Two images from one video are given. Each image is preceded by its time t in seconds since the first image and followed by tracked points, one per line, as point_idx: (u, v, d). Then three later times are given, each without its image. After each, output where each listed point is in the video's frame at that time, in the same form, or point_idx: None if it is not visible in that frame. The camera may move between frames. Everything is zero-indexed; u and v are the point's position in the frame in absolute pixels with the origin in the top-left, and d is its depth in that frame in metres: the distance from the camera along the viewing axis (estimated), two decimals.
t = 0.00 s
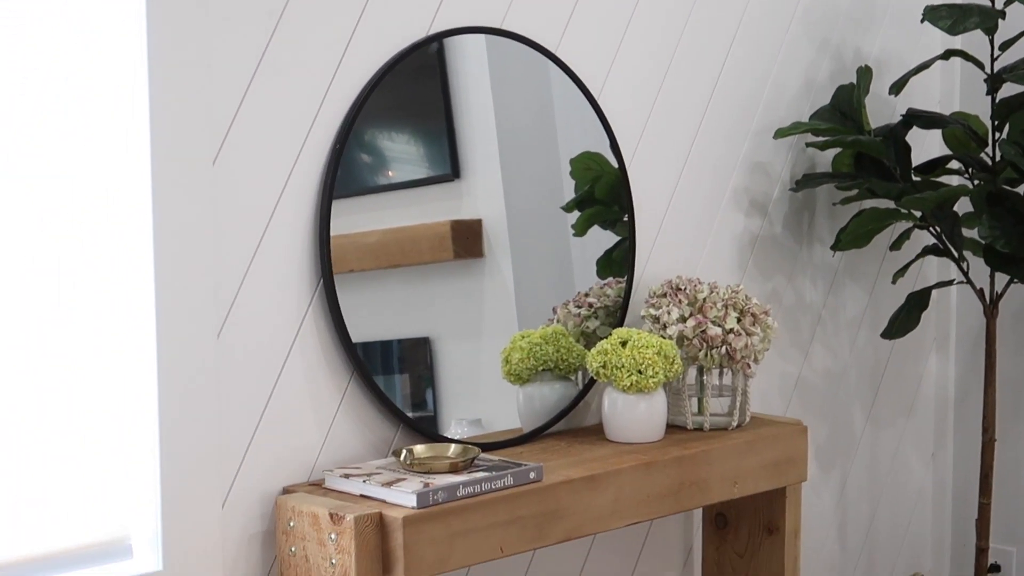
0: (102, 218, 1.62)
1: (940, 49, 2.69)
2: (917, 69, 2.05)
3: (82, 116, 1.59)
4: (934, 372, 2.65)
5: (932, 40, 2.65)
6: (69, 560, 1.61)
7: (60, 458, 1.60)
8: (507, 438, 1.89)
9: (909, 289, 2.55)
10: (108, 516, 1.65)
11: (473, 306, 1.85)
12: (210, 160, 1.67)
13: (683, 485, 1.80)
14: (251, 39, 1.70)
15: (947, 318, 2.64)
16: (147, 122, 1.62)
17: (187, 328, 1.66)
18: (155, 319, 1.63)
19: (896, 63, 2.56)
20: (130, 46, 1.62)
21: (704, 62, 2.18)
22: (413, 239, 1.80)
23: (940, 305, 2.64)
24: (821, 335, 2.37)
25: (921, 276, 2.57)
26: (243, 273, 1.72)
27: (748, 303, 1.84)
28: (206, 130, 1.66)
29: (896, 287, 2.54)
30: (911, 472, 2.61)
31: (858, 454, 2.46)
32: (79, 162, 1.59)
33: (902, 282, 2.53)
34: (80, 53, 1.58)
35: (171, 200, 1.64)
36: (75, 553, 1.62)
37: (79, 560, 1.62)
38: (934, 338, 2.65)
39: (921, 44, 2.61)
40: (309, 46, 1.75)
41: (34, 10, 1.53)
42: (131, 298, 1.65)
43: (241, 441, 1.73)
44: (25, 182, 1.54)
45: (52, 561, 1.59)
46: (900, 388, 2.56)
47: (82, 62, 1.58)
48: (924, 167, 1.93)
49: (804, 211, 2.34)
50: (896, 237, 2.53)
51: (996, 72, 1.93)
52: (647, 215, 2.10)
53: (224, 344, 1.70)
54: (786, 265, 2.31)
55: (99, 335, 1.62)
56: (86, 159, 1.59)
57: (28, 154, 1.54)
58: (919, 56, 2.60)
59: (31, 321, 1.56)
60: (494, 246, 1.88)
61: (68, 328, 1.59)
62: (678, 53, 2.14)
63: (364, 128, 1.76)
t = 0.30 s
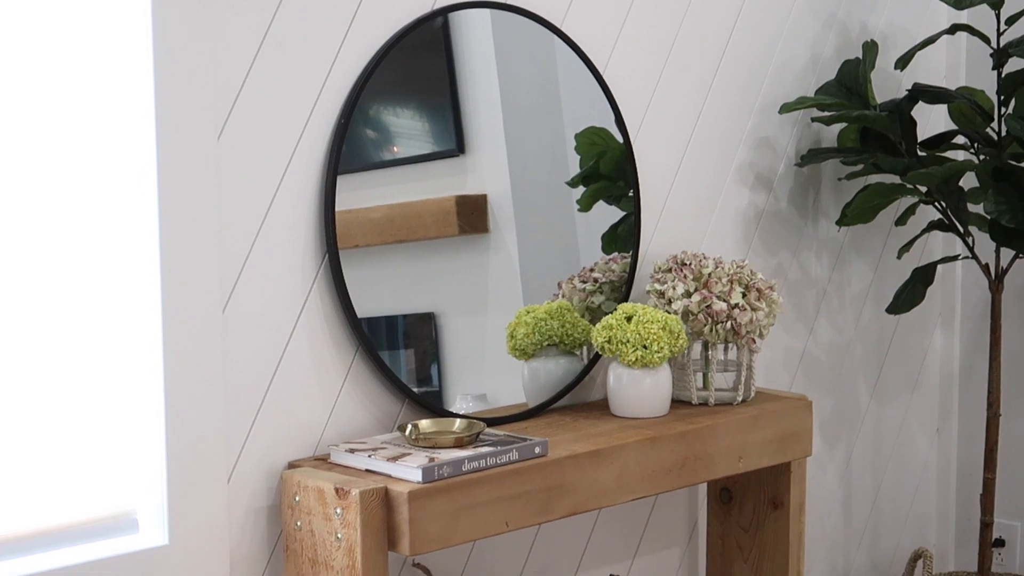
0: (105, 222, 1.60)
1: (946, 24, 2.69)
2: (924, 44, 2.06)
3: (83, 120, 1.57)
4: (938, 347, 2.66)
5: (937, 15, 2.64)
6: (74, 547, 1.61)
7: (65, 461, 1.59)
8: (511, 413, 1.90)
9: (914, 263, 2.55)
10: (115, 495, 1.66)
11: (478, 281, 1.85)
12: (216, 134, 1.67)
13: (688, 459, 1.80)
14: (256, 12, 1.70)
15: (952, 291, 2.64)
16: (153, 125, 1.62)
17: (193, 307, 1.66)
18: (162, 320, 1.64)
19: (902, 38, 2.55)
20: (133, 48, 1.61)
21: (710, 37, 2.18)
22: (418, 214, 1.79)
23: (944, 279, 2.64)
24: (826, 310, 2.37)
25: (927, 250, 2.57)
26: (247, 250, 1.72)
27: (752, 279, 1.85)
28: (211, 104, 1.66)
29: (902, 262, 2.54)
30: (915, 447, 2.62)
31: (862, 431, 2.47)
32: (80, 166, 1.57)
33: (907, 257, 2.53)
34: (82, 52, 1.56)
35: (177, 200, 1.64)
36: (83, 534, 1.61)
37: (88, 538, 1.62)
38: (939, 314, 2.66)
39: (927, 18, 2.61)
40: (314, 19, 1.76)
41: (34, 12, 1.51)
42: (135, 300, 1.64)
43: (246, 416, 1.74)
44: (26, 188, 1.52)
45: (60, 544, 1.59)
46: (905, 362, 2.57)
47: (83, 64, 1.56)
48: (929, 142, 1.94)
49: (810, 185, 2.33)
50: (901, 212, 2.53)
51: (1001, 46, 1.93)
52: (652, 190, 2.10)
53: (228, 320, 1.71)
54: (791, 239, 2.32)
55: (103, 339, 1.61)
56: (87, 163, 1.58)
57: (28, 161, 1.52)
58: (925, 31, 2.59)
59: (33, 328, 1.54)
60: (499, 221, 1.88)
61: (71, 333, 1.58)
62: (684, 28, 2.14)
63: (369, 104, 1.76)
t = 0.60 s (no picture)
0: (104, 222, 1.61)
1: None
2: (931, 18, 2.05)
3: (84, 120, 1.58)
4: (944, 321, 2.66)
5: None
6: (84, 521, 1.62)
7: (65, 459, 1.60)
8: (516, 388, 1.91)
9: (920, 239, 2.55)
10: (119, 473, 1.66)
11: (483, 257, 1.85)
12: (221, 108, 1.66)
13: (693, 434, 1.80)
14: None
15: (958, 267, 2.64)
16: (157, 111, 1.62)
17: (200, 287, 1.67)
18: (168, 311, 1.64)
19: (909, 12, 2.55)
20: (133, 50, 1.62)
21: (715, 12, 2.17)
22: (423, 188, 1.78)
23: (951, 255, 2.64)
24: (833, 285, 2.37)
25: (933, 225, 2.57)
26: (251, 227, 1.72)
27: (758, 254, 1.84)
28: (215, 79, 1.66)
29: (907, 237, 2.54)
30: (920, 423, 2.63)
31: (868, 404, 2.48)
32: (80, 167, 1.58)
33: (912, 232, 2.53)
34: (83, 50, 1.57)
35: (180, 198, 1.65)
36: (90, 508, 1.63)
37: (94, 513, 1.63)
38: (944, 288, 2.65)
39: None
40: None
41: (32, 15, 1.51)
42: (136, 299, 1.65)
43: (251, 392, 1.74)
44: (25, 189, 1.53)
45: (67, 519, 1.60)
46: (911, 333, 2.57)
47: (84, 63, 1.57)
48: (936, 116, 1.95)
49: (815, 159, 2.33)
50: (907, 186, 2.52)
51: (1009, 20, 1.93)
52: (658, 165, 2.10)
53: (234, 296, 1.71)
54: (798, 213, 2.31)
55: (104, 337, 1.62)
56: (87, 164, 1.58)
57: (27, 163, 1.53)
58: (932, 6, 2.59)
59: (32, 329, 1.55)
60: (504, 196, 1.87)
61: (72, 333, 1.59)
62: (690, 3, 2.13)
63: (374, 79, 1.75)
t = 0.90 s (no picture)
0: (104, 223, 1.61)
1: None
2: None
3: (84, 120, 1.58)
4: (948, 299, 2.65)
5: None
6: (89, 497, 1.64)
7: (65, 455, 1.61)
8: (521, 366, 1.91)
9: (925, 217, 2.55)
10: (122, 458, 1.68)
11: (488, 235, 1.85)
12: (226, 84, 1.66)
13: (696, 413, 1.80)
14: None
15: (963, 245, 2.64)
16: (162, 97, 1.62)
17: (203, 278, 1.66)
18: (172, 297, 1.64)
19: None
20: (133, 51, 1.62)
21: None
22: (428, 165, 1.78)
23: (955, 232, 2.64)
24: (837, 263, 2.37)
25: (938, 204, 2.56)
26: (254, 206, 1.71)
27: (762, 231, 1.85)
28: (220, 55, 1.65)
29: (912, 215, 2.53)
30: (924, 402, 2.63)
31: (872, 381, 2.48)
32: (80, 168, 1.58)
33: (917, 210, 2.52)
34: (86, 75, 1.58)
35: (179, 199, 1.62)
36: (95, 485, 1.65)
37: (98, 489, 1.65)
38: (949, 266, 2.65)
39: None
40: None
41: (32, 13, 1.52)
42: (136, 299, 1.65)
43: (255, 372, 1.74)
44: (25, 189, 1.53)
45: (72, 493, 1.62)
46: (916, 311, 2.57)
47: (84, 63, 1.58)
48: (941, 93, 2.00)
49: (820, 136, 2.32)
50: (912, 163, 2.52)
51: None
52: (663, 143, 2.10)
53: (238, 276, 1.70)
54: (803, 190, 2.31)
55: (103, 337, 1.63)
56: (87, 165, 1.59)
57: (27, 164, 1.53)
58: None
59: (32, 330, 1.56)
60: (509, 172, 1.87)
61: (72, 334, 1.59)
62: None
63: (378, 57, 1.75)
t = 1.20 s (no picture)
0: (105, 223, 1.60)
1: None
2: None
3: (84, 118, 1.58)
4: (954, 284, 2.64)
5: None
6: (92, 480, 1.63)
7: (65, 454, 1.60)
8: (526, 352, 1.91)
9: (930, 203, 2.52)
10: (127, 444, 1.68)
11: (493, 221, 1.85)
12: (230, 70, 1.66)
13: (701, 399, 1.80)
14: None
15: (969, 230, 2.63)
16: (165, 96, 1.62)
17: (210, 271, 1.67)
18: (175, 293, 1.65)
19: None
20: (133, 49, 1.61)
21: None
22: (433, 151, 1.78)
23: (961, 219, 2.62)
24: (843, 248, 2.37)
25: (944, 190, 2.54)
26: (258, 194, 1.71)
27: (768, 217, 1.84)
28: (224, 41, 1.65)
29: (920, 200, 2.51)
30: (930, 387, 2.62)
31: (877, 365, 2.48)
32: (80, 167, 1.58)
33: (924, 194, 2.51)
34: (87, 75, 1.57)
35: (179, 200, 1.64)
36: (99, 470, 1.64)
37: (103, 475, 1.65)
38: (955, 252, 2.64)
39: None
40: None
41: (32, 11, 1.51)
42: (137, 300, 1.65)
43: (258, 360, 1.74)
44: (25, 190, 1.53)
45: (77, 479, 1.62)
46: (922, 297, 2.56)
47: (84, 60, 1.57)
48: (948, 79, 2.01)
49: (826, 122, 2.32)
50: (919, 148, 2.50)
51: None
52: (668, 129, 2.10)
53: (242, 263, 1.71)
54: (808, 176, 2.31)
55: (100, 365, 1.62)
56: (87, 164, 1.58)
57: (33, 215, 1.54)
58: None
59: (32, 331, 1.56)
60: (514, 158, 1.87)
61: (74, 376, 1.60)
62: None
63: (383, 43, 1.75)
